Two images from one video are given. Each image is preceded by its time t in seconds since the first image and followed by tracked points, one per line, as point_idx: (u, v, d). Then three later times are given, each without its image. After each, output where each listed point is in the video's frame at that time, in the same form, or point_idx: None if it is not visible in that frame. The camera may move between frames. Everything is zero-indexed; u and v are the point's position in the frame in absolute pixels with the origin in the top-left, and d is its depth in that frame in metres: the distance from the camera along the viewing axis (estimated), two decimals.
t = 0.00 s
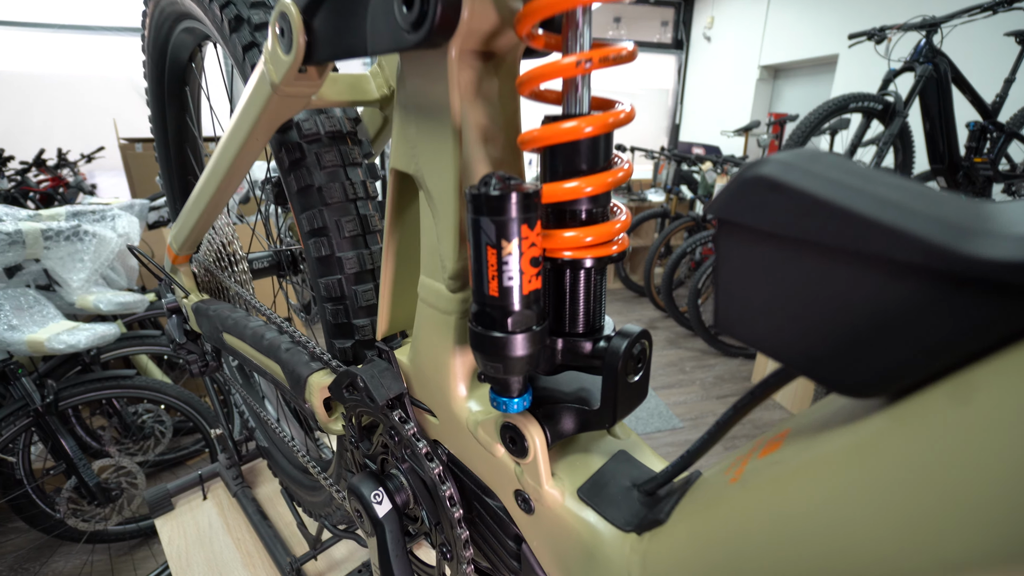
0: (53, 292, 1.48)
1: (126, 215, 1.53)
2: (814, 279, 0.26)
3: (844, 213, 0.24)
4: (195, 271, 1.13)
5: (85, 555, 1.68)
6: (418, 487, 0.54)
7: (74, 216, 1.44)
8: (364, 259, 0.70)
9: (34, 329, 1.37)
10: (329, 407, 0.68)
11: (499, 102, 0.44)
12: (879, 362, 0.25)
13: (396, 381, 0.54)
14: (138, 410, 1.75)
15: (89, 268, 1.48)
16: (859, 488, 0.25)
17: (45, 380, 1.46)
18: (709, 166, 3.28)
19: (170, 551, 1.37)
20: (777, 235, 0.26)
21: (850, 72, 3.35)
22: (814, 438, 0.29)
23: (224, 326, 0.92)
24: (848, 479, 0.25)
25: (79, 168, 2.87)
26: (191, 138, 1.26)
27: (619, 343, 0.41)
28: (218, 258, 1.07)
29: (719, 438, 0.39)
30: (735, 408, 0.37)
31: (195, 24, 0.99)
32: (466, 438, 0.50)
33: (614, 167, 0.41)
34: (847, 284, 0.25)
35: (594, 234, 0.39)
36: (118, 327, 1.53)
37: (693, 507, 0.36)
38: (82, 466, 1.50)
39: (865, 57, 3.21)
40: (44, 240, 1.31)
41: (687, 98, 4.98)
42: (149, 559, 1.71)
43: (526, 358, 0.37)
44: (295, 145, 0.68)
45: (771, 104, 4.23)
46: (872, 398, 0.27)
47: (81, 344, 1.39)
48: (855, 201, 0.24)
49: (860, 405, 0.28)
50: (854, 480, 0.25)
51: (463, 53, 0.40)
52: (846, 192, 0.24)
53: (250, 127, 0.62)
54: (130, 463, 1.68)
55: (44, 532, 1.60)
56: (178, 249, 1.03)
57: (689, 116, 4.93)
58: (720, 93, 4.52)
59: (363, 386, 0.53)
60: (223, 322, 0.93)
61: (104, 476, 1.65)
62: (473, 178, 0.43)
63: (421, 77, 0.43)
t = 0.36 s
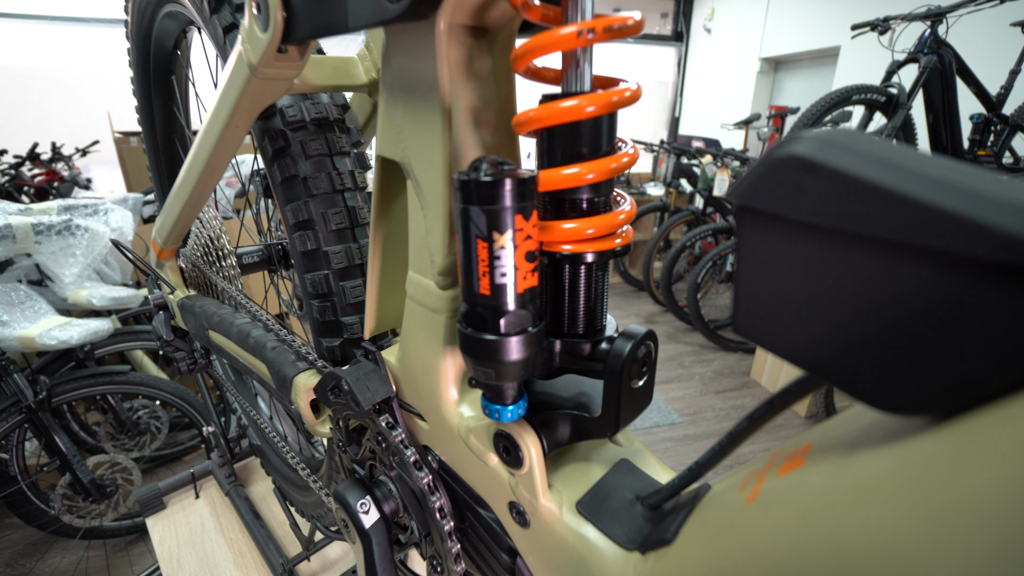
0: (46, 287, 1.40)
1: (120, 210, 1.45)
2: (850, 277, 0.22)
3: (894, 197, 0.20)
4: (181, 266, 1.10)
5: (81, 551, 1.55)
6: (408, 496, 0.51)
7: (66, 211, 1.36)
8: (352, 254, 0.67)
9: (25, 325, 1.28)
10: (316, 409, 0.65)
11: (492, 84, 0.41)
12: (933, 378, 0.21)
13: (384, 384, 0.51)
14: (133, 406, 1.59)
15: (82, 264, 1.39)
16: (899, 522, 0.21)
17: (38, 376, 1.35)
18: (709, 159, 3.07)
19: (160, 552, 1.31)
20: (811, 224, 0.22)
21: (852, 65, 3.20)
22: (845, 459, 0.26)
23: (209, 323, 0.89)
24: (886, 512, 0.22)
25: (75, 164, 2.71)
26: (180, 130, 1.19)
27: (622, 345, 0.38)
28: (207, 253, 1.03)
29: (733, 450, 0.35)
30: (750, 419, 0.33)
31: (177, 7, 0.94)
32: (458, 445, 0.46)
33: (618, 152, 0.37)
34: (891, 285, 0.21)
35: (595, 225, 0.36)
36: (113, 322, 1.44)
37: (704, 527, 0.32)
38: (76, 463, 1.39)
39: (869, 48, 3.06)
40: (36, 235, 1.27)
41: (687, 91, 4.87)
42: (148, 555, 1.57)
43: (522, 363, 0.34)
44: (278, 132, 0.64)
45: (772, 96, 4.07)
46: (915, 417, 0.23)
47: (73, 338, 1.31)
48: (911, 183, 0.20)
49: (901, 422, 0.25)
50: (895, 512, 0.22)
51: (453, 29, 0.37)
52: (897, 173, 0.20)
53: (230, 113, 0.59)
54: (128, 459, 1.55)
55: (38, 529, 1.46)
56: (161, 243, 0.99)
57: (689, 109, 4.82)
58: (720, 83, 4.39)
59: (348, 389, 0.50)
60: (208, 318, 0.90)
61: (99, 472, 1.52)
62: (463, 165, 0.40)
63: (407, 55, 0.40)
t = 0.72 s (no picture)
0: (40, 281, 1.35)
1: (114, 203, 1.42)
2: (895, 278, 0.19)
3: (952, 186, 0.17)
4: (173, 260, 1.08)
5: (78, 545, 1.48)
6: (402, 502, 0.49)
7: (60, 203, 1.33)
8: (345, 249, 0.64)
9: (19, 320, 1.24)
10: (309, 410, 0.62)
11: (489, 67, 0.38)
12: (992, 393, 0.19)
13: (377, 386, 0.49)
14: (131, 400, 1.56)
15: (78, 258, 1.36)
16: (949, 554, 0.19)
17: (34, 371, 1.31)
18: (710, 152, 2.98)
19: (155, 549, 1.23)
20: (849, 218, 0.20)
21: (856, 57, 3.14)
22: (878, 477, 0.23)
23: (200, 320, 0.87)
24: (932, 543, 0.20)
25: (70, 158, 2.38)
26: (174, 124, 1.15)
27: (630, 347, 0.35)
28: (199, 246, 1.00)
29: (748, 460, 0.33)
30: (769, 429, 0.31)
31: None
32: (454, 450, 0.44)
33: (625, 141, 0.34)
34: (944, 289, 0.18)
35: (601, 219, 0.33)
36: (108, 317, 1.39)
37: (717, 544, 0.30)
38: (73, 459, 1.36)
39: (873, 40, 2.98)
40: (30, 229, 1.22)
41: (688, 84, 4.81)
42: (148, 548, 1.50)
43: (522, 367, 0.31)
44: (267, 121, 0.62)
45: (772, 89, 4.03)
46: (961, 435, 0.21)
47: (69, 334, 1.26)
48: (970, 171, 0.17)
49: (943, 438, 0.22)
50: (944, 541, 0.19)
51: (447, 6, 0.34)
52: (955, 159, 0.18)
53: (215, 99, 0.56)
54: (126, 454, 1.52)
55: (36, 523, 1.41)
56: (149, 236, 0.96)
57: (690, 102, 4.77)
58: (722, 75, 4.33)
59: (339, 391, 0.47)
60: (199, 314, 0.87)
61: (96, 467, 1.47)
62: (459, 155, 0.37)
63: (398, 35, 0.37)
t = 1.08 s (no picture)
0: (37, 276, 1.32)
1: (111, 197, 1.40)
2: (924, 280, 0.18)
3: (994, 178, 0.16)
4: (168, 255, 1.06)
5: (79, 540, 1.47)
6: (398, 504, 0.48)
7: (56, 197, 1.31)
8: (340, 245, 0.63)
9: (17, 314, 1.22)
10: (304, 409, 0.61)
11: (488, 55, 0.37)
12: None
13: (373, 386, 0.48)
14: (130, 395, 1.55)
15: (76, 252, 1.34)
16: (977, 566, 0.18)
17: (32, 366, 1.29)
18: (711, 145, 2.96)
19: (154, 546, 1.22)
20: (875, 214, 0.18)
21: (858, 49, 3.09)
22: (896, 488, 0.22)
23: (195, 316, 0.85)
24: (958, 558, 0.18)
25: (66, 151, 2.31)
26: (168, 116, 1.13)
27: (633, 348, 0.34)
28: (194, 241, 0.98)
29: (756, 465, 0.32)
30: (779, 433, 0.30)
31: None
32: (451, 451, 0.43)
33: (629, 132, 0.33)
34: (977, 291, 0.17)
35: (604, 214, 0.32)
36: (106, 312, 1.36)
37: (724, 550, 0.29)
38: (71, 453, 1.35)
39: (875, 32, 2.94)
40: (25, 223, 1.22)
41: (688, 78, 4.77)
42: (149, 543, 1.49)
43: (521, 369, 0.30)
44: (259, 113, 0.60)
45: (773, 83, 4.00)
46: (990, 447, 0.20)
47: (66, 329, 1.25)
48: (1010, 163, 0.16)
49: (968, 448, 0.21)
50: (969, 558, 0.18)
51: None
52: (995, 149, 0.16)
53: (205, 90, 0.54)
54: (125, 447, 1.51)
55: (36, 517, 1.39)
56: (142, 231, 0.95)
57: (690, 96, 4.73)
58: (723, 69, 4.29)
59: (333, 391, 0.46)
60: (194, 311, 0.86)
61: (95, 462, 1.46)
62: (455, 147, 0.36)
63: (392, 22, 0.35)
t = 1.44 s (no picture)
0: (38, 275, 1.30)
1: (111, 194, 1.40)
2: (932, 280, 0.18)
3: (1001, 179, 0.15)
4: (167, 253, 1.06)
5: (81, 537, 1.47)
6: (399, 502, 0.48)
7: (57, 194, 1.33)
8: (339, 243, 0.63)
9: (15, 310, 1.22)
10: (305, 407, 0.61)
11: (488, 52, 0.36)
12: None
13: (373, 384, 0.47)
14: (130, 392, 1.55)
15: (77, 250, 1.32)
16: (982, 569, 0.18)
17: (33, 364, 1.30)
18: (712, 142, 2.95)
19: (155, 543, 1.22)
20: (881, 214, 0.18)
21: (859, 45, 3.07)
22: (901, 489, 0.22)
23: (195, 313, 0.85)
24: (965, 560, 0.18)
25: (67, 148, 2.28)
26: (167, 113, 1.12)
27: (635, 347, 0.34)
28: (194, 239, 0.98)
29: (758, 465, 0.32)
30: (780, 434, 0.30)
31: None
32: (453, 450, 0.43)
33: (631, 130, 0.33)
34: (984, 293, 0.17)
35: (606, 213, 0.32)
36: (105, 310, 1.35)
37: (725, 550, 0.29)
38: (72, 450, 1.36)
39: (876, 28, 2.92)
40: (24, 219, 1.23)
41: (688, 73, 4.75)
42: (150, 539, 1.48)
43: (522, 368, 0.30)
44: (258, 110, 0.60)
45: (773, 79, 3.98)
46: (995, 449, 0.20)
47: (65, 326, 1.25)
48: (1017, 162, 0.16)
49: (972, 450, 0.21)
50: (965, 560, 0.18)
51: None
52: (1003, 148, 0.16)
53: (203, 87, 0.54)
54: (126, 444, 1.50)
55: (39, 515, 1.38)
56: (141, 229, 0.94)
57: (690, 92, 4.70)
58: (723, 64, 4.27)
59: (334, 389, 0.46)
60: (194, 308, 0.86)
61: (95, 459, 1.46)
62: (454, 146, 0.35)
63: (392, 18, 0.35)
